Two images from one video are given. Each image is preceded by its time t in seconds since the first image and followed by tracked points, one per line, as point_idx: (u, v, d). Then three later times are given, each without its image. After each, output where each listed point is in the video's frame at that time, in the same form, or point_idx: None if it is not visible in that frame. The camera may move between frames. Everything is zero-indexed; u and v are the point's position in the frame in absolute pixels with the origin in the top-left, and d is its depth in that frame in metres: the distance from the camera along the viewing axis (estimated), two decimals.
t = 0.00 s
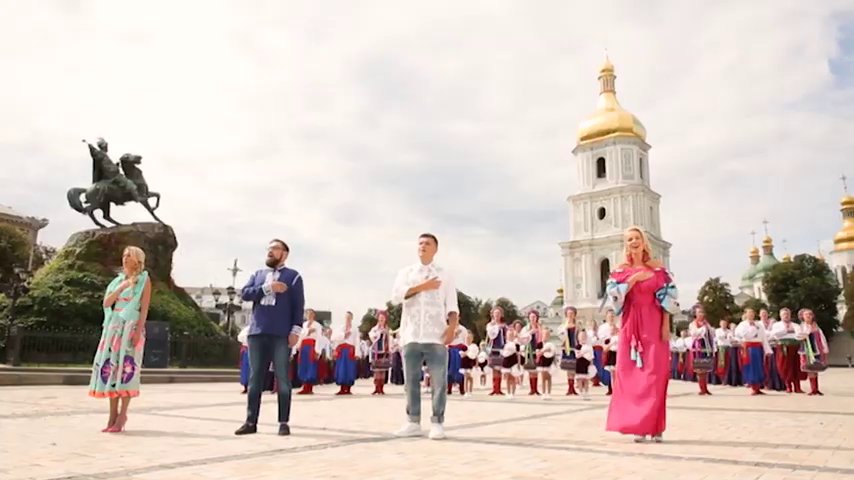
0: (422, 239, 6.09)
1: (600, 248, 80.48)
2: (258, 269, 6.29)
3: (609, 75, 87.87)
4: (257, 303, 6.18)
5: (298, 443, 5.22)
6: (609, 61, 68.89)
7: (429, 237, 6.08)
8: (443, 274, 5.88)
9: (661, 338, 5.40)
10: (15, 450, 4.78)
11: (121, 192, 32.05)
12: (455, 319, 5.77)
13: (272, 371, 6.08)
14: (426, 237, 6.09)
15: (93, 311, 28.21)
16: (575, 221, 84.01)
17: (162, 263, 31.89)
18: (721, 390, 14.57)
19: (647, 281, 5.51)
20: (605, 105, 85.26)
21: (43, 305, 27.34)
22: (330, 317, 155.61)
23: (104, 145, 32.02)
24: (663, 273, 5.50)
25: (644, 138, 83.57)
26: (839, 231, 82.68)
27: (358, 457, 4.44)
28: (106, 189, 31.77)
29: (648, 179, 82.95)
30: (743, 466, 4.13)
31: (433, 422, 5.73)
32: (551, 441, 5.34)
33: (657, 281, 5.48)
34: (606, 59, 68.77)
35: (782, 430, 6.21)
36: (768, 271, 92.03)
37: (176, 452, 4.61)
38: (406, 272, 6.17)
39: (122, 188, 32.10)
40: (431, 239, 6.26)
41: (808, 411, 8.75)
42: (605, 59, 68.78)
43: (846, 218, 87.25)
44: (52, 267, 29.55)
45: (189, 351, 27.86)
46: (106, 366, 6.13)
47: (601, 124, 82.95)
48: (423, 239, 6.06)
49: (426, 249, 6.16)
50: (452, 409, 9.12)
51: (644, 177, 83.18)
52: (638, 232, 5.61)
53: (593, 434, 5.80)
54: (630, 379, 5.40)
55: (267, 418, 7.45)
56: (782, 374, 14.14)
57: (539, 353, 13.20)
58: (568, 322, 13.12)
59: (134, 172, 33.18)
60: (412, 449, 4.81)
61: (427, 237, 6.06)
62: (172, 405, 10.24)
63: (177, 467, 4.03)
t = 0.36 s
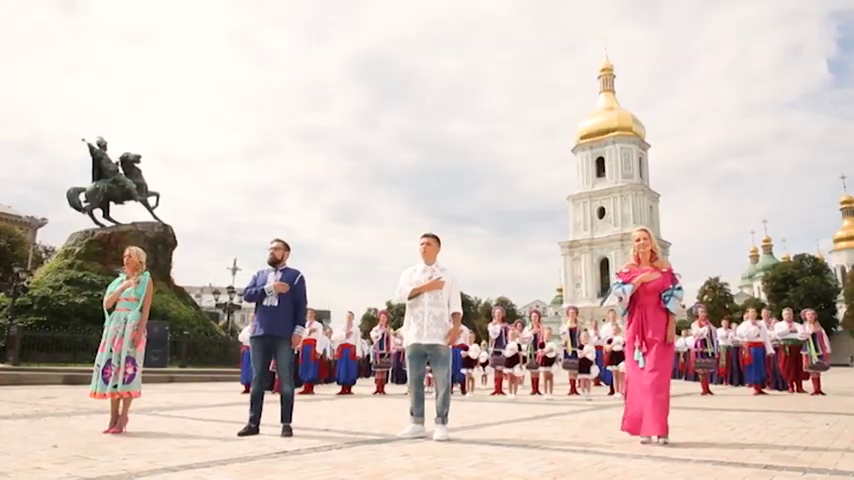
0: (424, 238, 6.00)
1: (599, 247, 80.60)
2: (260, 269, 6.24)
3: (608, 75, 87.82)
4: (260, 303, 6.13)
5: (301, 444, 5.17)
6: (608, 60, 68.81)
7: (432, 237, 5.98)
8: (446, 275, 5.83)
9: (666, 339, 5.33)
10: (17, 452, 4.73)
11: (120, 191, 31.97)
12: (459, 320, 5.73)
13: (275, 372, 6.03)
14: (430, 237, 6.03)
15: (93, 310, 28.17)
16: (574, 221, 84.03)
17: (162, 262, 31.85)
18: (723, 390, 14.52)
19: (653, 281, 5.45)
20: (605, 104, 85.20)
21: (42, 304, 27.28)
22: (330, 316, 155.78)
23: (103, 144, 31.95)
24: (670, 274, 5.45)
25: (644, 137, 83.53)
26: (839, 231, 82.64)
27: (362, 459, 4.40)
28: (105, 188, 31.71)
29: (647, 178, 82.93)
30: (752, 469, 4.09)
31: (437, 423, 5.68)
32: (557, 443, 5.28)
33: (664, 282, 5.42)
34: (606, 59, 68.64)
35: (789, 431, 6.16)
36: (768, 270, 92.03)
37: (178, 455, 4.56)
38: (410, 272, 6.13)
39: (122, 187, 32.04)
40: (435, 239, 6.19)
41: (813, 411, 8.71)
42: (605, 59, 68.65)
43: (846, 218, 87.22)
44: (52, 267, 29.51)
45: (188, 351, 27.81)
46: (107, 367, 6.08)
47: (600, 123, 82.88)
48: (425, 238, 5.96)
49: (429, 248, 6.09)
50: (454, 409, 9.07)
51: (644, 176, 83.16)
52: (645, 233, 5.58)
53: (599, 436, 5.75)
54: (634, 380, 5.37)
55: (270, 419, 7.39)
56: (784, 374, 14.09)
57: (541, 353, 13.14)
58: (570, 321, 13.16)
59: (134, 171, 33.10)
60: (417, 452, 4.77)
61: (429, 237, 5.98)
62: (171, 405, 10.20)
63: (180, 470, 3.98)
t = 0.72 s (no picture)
0: (429, 240, 5.92)
1: (599, 246, 80.73)
2: (263, 271, 6.16)
3: (608, 73, 87.72)
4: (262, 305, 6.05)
5: (305, 449, 5.11)
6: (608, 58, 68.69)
7: (437, 238, 5.91)
8: (451, 277, 5.78)
9: (673, 342, 5.28)
10: (17, 458, 4.67)
11: (119, 190, 31.90)
12: (464, 322, 5.68)
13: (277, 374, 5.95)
14: (435, 239, 5.96)
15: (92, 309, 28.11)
16: (574, 220, 84.03)
17: (161, 261, 31.80)
18: (725, 391, 14.47)
19: (661, 284, 5.40)
20: (605, 103, 85.10)
21: (42, 304, 27.18)
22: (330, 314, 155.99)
23: (103, 143, 31.88)
24: (678, 277, 5.42)
25: (644, 136, 83.46)
26: (838, 230, 82.63)
27: (367, 465, 4.34)
28: (105, 187, 31.63)
29: (647, 177, 82.91)
30: (763, 476, 4.03)
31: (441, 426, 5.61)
32: (564, 447, 5.23)
33: (672, 284, 5.39)
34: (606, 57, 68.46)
35: (796, 435, 6.10)
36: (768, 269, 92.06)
37: (181, 461, 4.50)
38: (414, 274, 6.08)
39: (121, 186, 31.97)
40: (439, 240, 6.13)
41: (818, 413, 8.65)
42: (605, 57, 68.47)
43: (846, 217, 87.20)
44: (52, 266, 29.47)
45: (188, 350, 27.76)
46: (107, 369, 6.00)
47: (600, 121, 82.77)
48: (430, 240, 5.89)
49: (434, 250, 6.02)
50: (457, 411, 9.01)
51: (643, 174, 83.14)
52: (655, 235, 5.54)
53: (606, 440, 5.69)
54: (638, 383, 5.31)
55: (272, 422, 7.32)
56: (787, 374, 14.03)
57: (543, 353, 13.01)
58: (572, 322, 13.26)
59: (133, 170, 33.04)
60: (423, 456, 4.71)
61: (434, 238, 5.90)
62: (171, 406, 10.13)
63: (183, 477, 3.92)
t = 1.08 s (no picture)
0: (432, 242, 5.83)
1: (598, 244, 80.81)
2: (264, 273, 6.07)
3: (608, 71, 87.63)
4: (263, 308, 5.95)
5: (306, 455, 5.03)
6: (607, 56, 68.59)
7: (440, 241, 5.82)
8: (455, 280, 5.70)
9: (685, 346, 5.21)
10: (13, 465, 4.57)
11: (119, 189, 31.83)
12: (468, 326, 5.60)
13: (278, 377, 5.86)
14: (439, 240, 5.89)
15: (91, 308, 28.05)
16: (574, 218, 84.03)
17: (161, 260, 31.75)
18: (728, 391, 14.38)
19: (669, 287, 5.33)
20: (604, 100, 84.98)
21: (41, 302, 27.08)
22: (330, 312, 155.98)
23: (102, 141, 31.79)
24: (685, 279, 5.36)
25: (643, 134, 83.36)
26: (837, 228, 82.71)
27: (371, 473, 4.26)
28: (104, 185, 31.53)
29: (647, 175, 82.85)
30: None
31: (445, 432, 5.51)
32: (571, 453, 5.13)
33: (680, 288, 5.32)
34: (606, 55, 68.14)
35: (804, 439, 6.02)
36: (767, 267, 92.13)
37: (180, 469, 4.41)
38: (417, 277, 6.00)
39: (120, 185, 31.88)
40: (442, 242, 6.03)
41: (823, 416, 8.56)
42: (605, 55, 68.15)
43: (845, 215, 87.27)
44: (50, 265, 29.40)
45: (188, 349, 27.72)
46: (106, 374, 5.91)
47: (599, 119, 82.68)
48: (434, 242, 5.81)
49: (437, 253, 5.91)
50: (459, 414, 8.92)
51: (643, 172, 83.08)
52: (661, 238, 5.46)
53: (611, 446, 5.61)
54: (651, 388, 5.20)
55: (273, 425, 7.23)
56: (789, 375, 13.96)
57: (544, 354, 12.92)
58: (574, 322, 13.33)
59: (132, 168, 32.93)
60: (427, 464, 4.63)
61: (438, 241, 5.80)
62: (170, 408, 10.06)
63: None
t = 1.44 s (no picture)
0: (435, 245, 5.69)
1: (597, 240, 80.85)
2: (261, 276, 5.95)
3: (607, 67, 87.44)
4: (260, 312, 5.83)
5: (303, 464, 4.91)
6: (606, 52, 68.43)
7: (442, 243, 5.68)
8: (457, 283, 5.58)
9: (689, 352, 5.09)
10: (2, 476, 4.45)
11: (116, 185, 31.68)
12: (471, 331, 5.49)
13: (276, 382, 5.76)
14: (441, 243, 5.74)
15: (88, 305, 27.94)
16: (572, 214, 84.02)
17: (158, 257, 31.63)
18: (729, 391, 14.31)
19: (674, 292, 5.20)
20: (603, 96, 84.79)
21: (37, 300, 26.95)
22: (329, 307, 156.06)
23: (99, 137, 31.60)
24: (691, 284, 5.22)
25: (642, 130, 83.22)
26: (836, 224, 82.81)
27: None
28: (101, 182, 31.36)
29: (646, 171, 82.78)
30: None
31: (445, 438, 5.41)
32: (574, 461, 5.03)
33: (685, 292, 5.19)
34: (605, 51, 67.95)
35: (811, 446, 5.91)
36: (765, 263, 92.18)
37: None
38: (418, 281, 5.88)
39: (118, 181, 31.74)
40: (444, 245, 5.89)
41: (826, 419, 8.47)
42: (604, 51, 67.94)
43: (843, 211, 87.37)
44: (47, 262, 29.27)
45: (186, 346, 27.67)
46: (100, 379, 5.80)
47: (598, 115, 82.53)
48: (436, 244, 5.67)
49: (439, 255, 5.77)
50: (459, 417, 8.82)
51: (642, 168, 82.98)
52: (667, 240, 5.32)
53: (614, 453, 5.50)
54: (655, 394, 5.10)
55: (271, 429, 7.11)
56: (790, 374, 13.93)
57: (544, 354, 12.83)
58: (574, 322, 13.28)
59: (129, 164, 32.74)
60: (427, 474, 4.52)
61: (440, 243, 5.66)
62: (167, 410, 9.96)
63: None
